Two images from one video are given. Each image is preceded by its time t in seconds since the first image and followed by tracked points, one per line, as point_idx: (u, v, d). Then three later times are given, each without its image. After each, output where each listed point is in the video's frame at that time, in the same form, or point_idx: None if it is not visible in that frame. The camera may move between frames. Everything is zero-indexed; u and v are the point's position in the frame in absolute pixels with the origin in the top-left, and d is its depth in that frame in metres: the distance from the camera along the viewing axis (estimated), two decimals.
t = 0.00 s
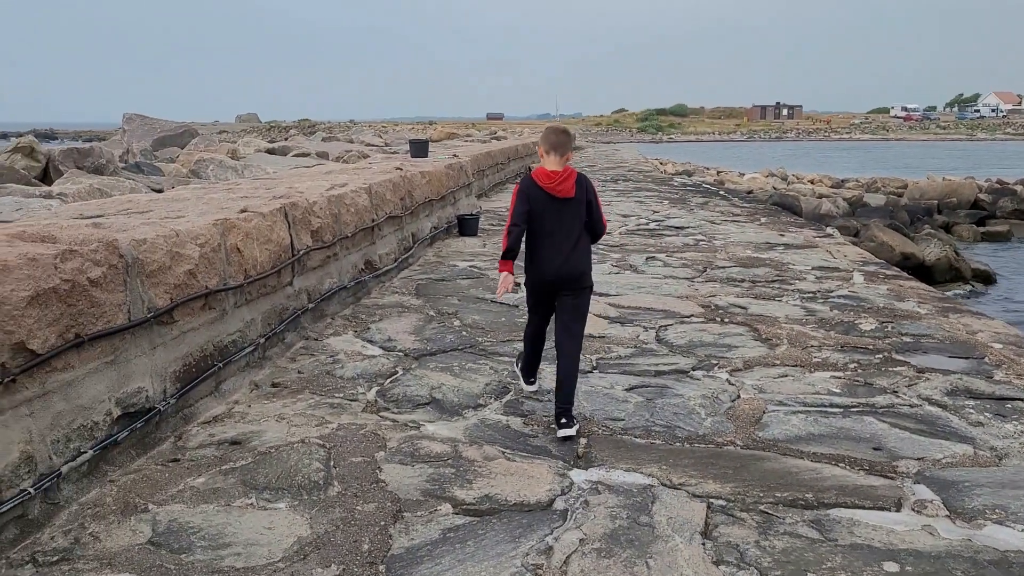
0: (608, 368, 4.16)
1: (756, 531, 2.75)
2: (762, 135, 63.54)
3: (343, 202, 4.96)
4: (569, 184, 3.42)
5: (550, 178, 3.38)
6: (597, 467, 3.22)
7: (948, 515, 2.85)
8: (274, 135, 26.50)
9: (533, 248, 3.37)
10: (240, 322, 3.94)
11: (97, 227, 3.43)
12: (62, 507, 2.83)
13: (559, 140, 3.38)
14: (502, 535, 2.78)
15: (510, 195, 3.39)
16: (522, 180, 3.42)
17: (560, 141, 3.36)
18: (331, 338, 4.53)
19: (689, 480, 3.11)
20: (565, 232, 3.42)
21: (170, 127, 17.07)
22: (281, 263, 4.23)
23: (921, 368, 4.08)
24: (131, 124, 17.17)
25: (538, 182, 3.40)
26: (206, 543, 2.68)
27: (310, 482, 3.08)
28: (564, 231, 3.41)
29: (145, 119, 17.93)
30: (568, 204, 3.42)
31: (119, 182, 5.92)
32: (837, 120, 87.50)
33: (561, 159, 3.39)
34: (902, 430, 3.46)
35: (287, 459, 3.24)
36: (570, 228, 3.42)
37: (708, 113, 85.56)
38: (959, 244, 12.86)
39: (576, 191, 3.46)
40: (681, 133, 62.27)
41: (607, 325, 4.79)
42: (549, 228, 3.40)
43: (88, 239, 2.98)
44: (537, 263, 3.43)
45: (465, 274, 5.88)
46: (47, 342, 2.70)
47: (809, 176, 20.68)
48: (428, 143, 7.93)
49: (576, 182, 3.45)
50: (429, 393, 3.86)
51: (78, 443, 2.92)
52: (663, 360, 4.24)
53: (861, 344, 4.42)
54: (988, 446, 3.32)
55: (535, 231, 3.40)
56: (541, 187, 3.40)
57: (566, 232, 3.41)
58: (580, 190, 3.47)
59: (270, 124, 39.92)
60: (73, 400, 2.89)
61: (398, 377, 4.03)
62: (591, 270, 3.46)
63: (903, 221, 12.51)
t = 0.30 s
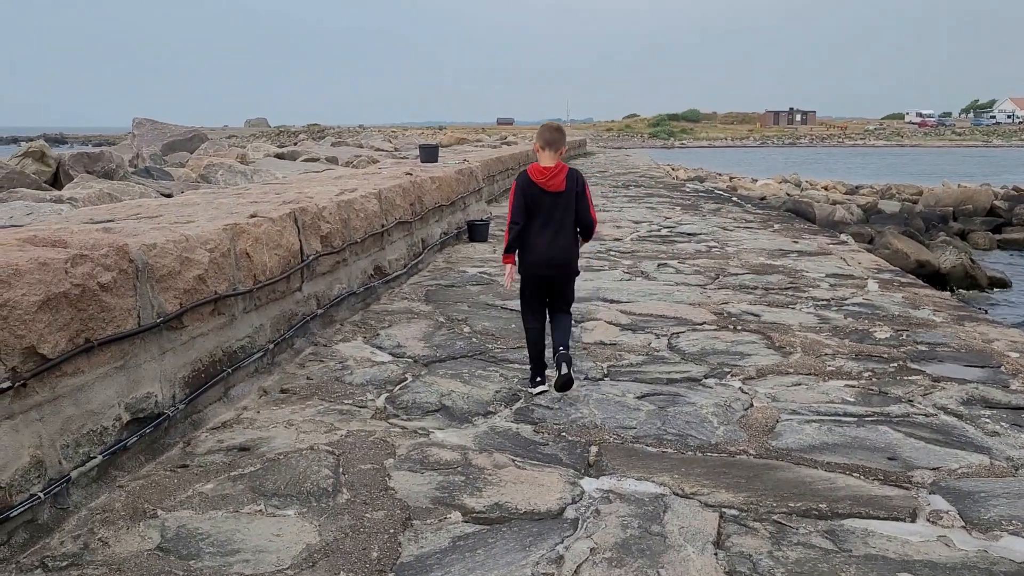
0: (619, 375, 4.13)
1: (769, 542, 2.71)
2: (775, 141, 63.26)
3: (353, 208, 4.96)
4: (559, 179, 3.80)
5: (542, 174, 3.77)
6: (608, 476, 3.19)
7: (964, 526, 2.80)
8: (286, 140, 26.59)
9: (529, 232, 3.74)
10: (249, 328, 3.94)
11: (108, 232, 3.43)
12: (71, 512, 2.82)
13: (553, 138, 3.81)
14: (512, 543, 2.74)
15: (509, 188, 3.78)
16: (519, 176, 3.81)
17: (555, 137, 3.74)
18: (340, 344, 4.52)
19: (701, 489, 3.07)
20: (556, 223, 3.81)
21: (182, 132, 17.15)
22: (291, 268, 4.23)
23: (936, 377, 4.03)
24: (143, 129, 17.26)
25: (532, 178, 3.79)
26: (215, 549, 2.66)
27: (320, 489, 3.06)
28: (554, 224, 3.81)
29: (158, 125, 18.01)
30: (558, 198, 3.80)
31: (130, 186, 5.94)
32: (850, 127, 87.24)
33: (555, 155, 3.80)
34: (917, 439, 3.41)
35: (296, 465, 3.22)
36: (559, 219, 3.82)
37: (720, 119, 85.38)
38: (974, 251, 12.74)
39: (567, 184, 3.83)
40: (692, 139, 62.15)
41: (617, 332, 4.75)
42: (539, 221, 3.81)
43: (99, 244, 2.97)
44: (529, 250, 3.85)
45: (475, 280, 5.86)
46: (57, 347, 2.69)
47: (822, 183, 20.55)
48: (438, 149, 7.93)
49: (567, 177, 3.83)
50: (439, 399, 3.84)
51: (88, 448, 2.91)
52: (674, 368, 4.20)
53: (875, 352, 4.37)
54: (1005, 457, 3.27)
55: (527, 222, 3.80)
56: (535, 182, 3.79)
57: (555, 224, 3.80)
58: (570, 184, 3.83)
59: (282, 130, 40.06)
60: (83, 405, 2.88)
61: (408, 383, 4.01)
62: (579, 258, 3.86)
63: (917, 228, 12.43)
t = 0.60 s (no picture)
0: (624, 382, 4.12)
1: (774, 550, 2.70)
2: (780, 147, 63.19)
3: (358, 213, 4.97)
4: (559, 187, 4.04)
5: (542, 182, 4.01)
6: (612, 483, 3.18)
7: (970, 536, 2.78)
8: (291, 145, 26.68)
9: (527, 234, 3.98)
10: (254, 333, 3.94)
11: (115, 236, 3.44)
12: (76, 516, 2.82)
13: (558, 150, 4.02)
14: (516, 550, 2.74)
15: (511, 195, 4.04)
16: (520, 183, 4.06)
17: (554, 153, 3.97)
18: (345, 349, 4.52)
19: (706, 497, 3.06)
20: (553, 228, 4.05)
21: (187, 136, 17.20)
22: (296, 273, 4.24)
23: (942, 385, 4.02)
24: (148, 133, 17.31)
25: (533, 185, 4.04)
26: (219, 554, 2.66)
27: (324, 494, 3.06)
28: (553, 227, 4.06)
29: (164, 129, 18.08)
30: (557, 204, 4.04)
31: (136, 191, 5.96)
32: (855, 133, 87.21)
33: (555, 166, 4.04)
34: (923, 448, 3.39)
35: (301, 470, 3.22)
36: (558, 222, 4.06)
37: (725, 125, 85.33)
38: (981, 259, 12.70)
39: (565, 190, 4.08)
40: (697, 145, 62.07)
41: (622, 338, 4.75)
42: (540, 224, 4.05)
43: (105, 248, 2.98)
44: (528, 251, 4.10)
45: (480, 286, 5.87)
46: (63, 351, 2.70)
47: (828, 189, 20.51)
48: (443, 154, 7.95)
49: (565, 184, 4.07)
50: (444, 405, 3.84)
51: (93, 452, 2.91)
52: (679, 375, 4.20)
53: (880, 360, 4.36)
54: (1011, 466, 3.25)
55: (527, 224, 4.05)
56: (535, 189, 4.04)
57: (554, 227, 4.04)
58: (569, 192, 4.07)
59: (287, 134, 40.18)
60: (88, 409, 2.89)
61: (413, 389, 4.01)
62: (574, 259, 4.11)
63: (923, 236, 12.41)
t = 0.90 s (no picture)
0: (625, 386, 4.12)
1: (776, 553, 2.70)
2: (782, 150, 63.17)
3: (360, 216, 4.98)
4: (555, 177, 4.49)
5: (539, 173, 4.47)
6: (614, 486, 3.18)
7: (972, 540, 2.78)
8: (292, 148, 26.75)
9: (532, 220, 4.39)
10: (256, 336, 3.95)
11: (117, 240, 3.44)
12: (78, 520, 2.82)
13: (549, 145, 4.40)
14: (518, 553, 2.74)
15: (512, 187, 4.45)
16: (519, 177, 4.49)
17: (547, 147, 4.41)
18: (346, 353, 4.52)
19: (708, 500, 3.06)
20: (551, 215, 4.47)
21: (188, 139, 17.21)
22: (297, 276, 4.24)
23: (943, 389, 4.02)
24: (149, 137, 17.33)
25: (532, 177, 4.48)
26: (221, 558, 2.66)
27: (325, 498, 3.06)
28: (552, 215, 4.48)
29: (165, 132, 18.11)
30: (554, 193, 4.49)
31: (138, 194, 5.96)
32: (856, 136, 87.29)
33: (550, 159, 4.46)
34: (924, 452, 3.40)
35: (302, 474, 3.22)
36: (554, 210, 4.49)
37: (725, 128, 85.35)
38: (982, 262, 12.69)
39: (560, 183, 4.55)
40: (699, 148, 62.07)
41: (624, 342, 4.75)
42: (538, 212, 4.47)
43: (107, 251, 2.98)
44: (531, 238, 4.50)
45: (481, 289, 5.87)
46: (65, 354, 2.70)
47: (829, 193, 20.51)
48: (444, 157, 7.96)
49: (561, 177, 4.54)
50: (445, 409, 3.84)
51: (94, 455, 2.92)
52: (681, 378, 4.19)
53: (882, 363, 4.37)
54: (1013, 469, 3.25)
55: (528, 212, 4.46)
56: (534, 180, 4.47)
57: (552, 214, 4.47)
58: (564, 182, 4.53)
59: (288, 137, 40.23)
60: (90, 412, 2.89)
61: (414, 392, 4.01)
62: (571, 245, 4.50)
63: (924, 239, 12.41)
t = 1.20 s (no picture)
0: (626, 389, 4.12)
1: (777, 557, 2.69)
2: (782, 153, 63.27)
3: (361, 220, 4.98)
4: (548, 177, 4.82)
5: (534, 173, 4.78)
6: (615, 490, 3.18)
7: (974, 543, 2.77)
8: (292, 151, 26.76)
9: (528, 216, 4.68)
10: (257, 339, 3.95)
11: (118, 243, 3.44)
12: (79, 524, 2.82)
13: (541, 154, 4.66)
14: (520, 557, 2.73)
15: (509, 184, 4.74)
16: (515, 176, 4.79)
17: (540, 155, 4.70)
18: (347, 356, 4.52)
19: (709, 504, 3.06)
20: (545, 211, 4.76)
21: (189, 143, 17.21)
22: (298, 280, 4.24)
23: (945, 392, 4.02)
24: (150, 140, 17.33)
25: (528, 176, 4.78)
26: (222, 562, 2.66)
27: (326, 502, 3.06)
28: (545, 212, 4.77)
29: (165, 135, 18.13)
30: (547, 192, 4.79)
31: (139, 199, 5.96)
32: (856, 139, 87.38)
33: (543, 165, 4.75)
34: (926, 455, 3.39)
35: (303, 477, 3.22)
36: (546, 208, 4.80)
37: (726, 131, 85.36)
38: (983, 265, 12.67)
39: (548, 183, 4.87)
40: (699, 151, 62.05)
41: (625, 345, 4.75)
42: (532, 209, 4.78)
43: (109, 255, 2.99)
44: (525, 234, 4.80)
45: (481, 293, 5.87)
46: (67, 358, 2.70)
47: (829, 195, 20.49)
48: (445, 161, 7.96)
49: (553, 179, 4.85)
50: (445, 412, 3.84)
51: (96, 459, 2.91)
52: (682, 382, 4.19)
53: (883, 367, 4.36)
54: (1014, 473, 3.25)
55: (522, 209, 4.75)
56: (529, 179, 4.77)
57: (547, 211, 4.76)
58: (557, 182, 4.85)
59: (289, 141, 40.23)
60: (91, 416, 2.89)
61: (415, 396, 4.01)
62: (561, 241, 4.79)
63: (925, 242, 12.41)
